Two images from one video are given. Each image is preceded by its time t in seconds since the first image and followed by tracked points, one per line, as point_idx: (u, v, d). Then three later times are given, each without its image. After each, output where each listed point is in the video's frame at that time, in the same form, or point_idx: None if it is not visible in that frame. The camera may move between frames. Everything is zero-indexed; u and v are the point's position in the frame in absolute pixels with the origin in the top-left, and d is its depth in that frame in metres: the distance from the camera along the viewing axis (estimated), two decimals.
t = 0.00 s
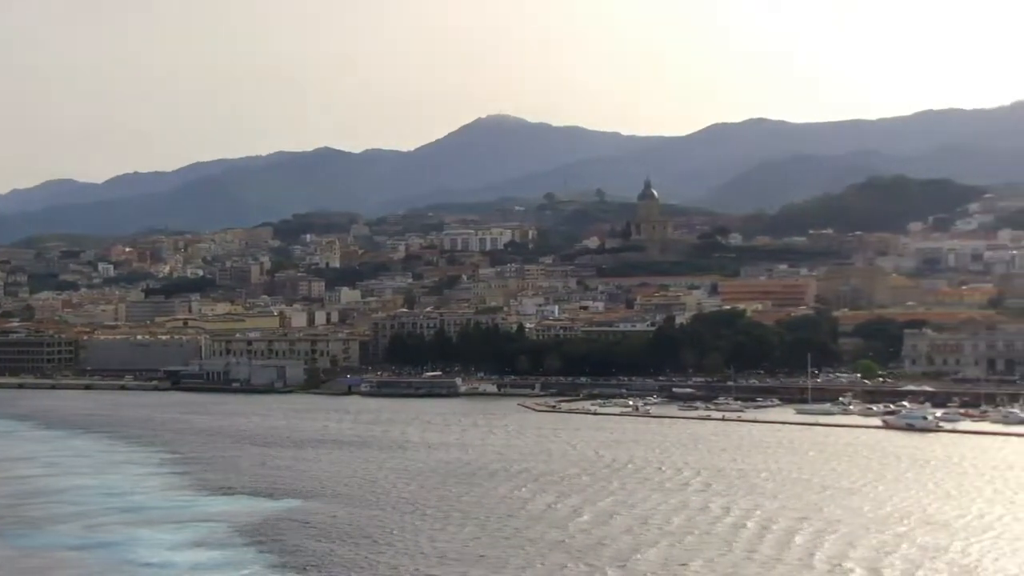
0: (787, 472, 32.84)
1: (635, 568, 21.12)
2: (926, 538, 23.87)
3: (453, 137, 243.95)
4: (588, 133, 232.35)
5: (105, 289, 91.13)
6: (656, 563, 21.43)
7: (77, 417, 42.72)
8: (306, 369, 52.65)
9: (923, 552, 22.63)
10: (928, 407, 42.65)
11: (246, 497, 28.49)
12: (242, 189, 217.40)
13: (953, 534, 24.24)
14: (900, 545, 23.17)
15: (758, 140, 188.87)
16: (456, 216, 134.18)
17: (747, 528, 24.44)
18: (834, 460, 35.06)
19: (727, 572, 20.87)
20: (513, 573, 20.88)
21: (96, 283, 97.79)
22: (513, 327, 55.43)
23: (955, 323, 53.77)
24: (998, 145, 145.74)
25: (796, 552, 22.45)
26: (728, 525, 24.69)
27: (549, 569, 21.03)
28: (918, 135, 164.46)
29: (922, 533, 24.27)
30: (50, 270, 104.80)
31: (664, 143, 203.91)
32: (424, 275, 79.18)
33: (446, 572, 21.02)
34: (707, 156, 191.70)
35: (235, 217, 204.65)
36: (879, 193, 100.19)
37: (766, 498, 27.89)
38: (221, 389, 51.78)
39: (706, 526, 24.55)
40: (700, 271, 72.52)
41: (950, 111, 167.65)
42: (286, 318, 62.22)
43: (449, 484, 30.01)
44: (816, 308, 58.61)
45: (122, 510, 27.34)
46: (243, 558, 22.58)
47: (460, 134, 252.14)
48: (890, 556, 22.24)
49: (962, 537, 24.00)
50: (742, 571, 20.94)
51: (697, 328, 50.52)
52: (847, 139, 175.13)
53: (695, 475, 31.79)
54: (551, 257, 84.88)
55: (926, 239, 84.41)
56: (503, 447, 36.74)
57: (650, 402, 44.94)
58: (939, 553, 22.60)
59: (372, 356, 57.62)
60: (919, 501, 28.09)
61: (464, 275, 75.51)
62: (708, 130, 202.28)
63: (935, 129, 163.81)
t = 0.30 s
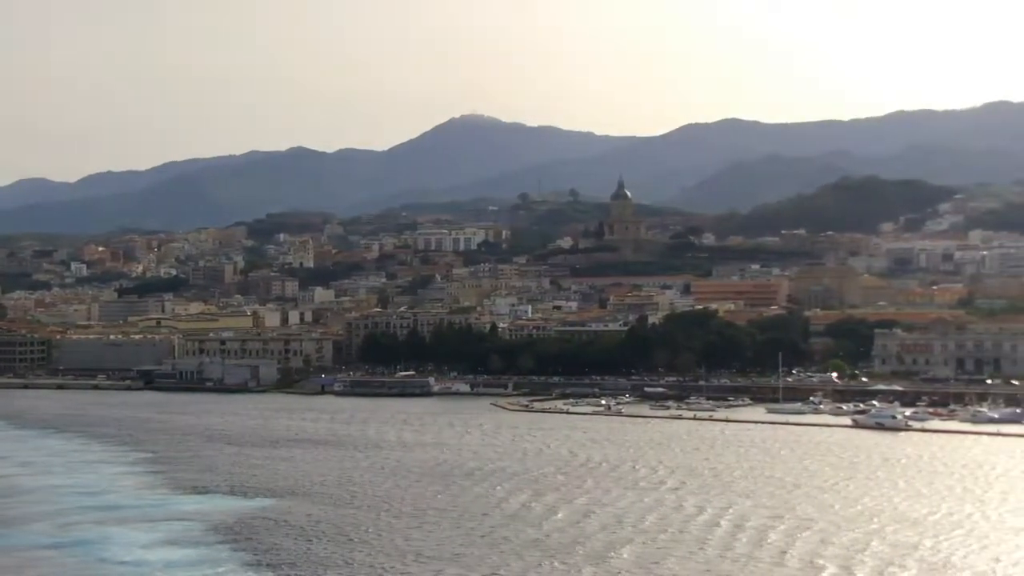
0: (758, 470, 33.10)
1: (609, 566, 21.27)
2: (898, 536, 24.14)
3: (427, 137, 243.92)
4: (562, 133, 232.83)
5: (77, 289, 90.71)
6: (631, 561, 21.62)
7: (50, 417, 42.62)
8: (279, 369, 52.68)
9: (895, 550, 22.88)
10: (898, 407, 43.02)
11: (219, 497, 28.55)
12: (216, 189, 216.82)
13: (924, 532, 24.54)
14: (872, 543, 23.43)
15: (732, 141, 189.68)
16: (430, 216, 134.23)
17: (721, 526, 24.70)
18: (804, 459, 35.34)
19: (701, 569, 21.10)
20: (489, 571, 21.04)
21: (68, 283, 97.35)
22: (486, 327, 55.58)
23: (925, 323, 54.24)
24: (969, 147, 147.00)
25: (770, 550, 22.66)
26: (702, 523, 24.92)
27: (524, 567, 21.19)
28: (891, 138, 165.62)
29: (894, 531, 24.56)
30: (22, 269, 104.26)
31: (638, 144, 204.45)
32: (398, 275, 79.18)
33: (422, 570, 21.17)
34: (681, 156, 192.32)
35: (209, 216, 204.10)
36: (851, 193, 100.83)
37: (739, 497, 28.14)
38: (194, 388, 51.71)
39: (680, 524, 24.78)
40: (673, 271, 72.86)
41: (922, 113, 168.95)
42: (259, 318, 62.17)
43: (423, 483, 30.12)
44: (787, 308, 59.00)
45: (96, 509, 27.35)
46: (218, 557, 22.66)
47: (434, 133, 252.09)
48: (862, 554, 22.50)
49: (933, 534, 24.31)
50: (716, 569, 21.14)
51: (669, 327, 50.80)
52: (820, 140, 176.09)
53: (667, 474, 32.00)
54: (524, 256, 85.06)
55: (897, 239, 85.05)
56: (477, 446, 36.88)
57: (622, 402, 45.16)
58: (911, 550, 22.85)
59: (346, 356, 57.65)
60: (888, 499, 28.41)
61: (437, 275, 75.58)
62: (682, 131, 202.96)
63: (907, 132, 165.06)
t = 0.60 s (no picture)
0: (727, 469, 33.44)
1: (580, 565, 21.49)
2: (865, 533, 24.47)
3: (400, 137, 243.85)
4: (535, 133, 233.26)
5: (48, 289, 90.42)
6: (603, 560, 21.83)
7: (20, 419, 42.58)
8: (251, 370, 52.79)
9: (862, 547, 23.19)
10: (865, 406, 43.44)
11: (190, 497, 28.69)
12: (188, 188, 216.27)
13: (891, 530, 24.86)
14: (839, 540, 23.74)
15: (704, 142, 190.47)
16: (403, 216, 134.23)
17: (692, 524, 24.94)
18: (773, 458, 35.71)
19: (671, 568, 21.30)
20: (461, 570, 21.21)
21: (39, 283, 96.98)
22: (458, 328, 55.78)
23: (894, 323, 54.74)
24: (939, 149, 148.16)
25: (739, 547, 22.93)
26: (672, 522, 25.17)
27: (497, 567, 21.34)
28: (861, 140, 166.76)
29: (862, 529, 24.86)
30: None
31: (610, 145, 205.02)
32: (370, 276, 79.42)
33: (394, 569, 21.34)
34: (653, 158, 192.93)
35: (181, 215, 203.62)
36: (821, 194, 101.49)
37: (708, 496, 28.44)
38: (165, 389, 51.67)
39: (651, 523, 25.01)
40: (645, 272, 73.20)
41: (892, 116, 170.16)
42: (231, 319, 62.15)
43: (394, 483, 30.33)
44: (757, 309, 59.45)
45: (67, 510, 27.43)
46: (187, 557, 22.79)
47: (407, 133, 252.05)
48: (830, 551, 22.81)
49: (902, 532, 24.63)
50: (686, 566, 21.40)
51: (641, 327, 51.07)
52: (791, 141, 177.02)
53: (637, 473, 32.28)
54: (496, 257, 85.25)
55: (866, 240, 85.79)
56: (448, 446, 37.08)
57: (592, 402, 45.44)
58: (879, 547, 23.16)
59: (318, 356, 57.74)
60: (854, 497, 28.78)
61: (410, 276, 75.70)
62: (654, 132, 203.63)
63: (878, 134, 166.22)
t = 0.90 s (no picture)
0: (694, 471, 33.70)
1: (551, 565, 21.71)
2: (831, 533, 24.79)
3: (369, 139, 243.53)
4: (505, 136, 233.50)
5: (14, 292, 89.83)
6: (572, 561, 22.03)
7: None
8: (219, 373, 52.75)
9: (829, 547, 23.53)
10: (830, 408, 43.80)
11: (158, 499, 28.71)
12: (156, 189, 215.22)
13: (857, 530, 25.18)
14: (807, 541, 24.06)
15: (673, 145, 191.22)
16: (372, 218, 134.02)
17: (659, 525, 25.20)
18: (739, 460, 36.00)
19: (640, 568, 21.53)
20: (430, 571, 21.37)
21: (5, 285, 96.32)
22: (426, 331, 55.89)
23: (859, 326, 55.23)
24: (905, 153, 149.41)
25: (709, 548, 23.22)
26: (640, 523, 25.42)
27: (466, 568, 21.52)
28: (829, 143, 167.88)
29: (828, 529, 25.17)
30: None
31: (579, 148, 205.47)
32: (339, 278, 79.39)
33: (363, 570, 21.49)
34: (622, 161, 193.51)
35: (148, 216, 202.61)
36: (789, 197, 102.08)
37: (675, 497, 28.70)
38: (132, 392, 51.50)
39: (619, 524, 25.25)
40: (613, 275, 73.49)
41: (858, 120, 171.46)
42: (199, 322, 61.99)
43: (363, 486, 30.43)
44: (725, 311, 59.85)
45: (34, 512, 27.42)
46: (156, 558, 22.86)
47: (376, 134, 251.74)
48: (797, 551, 23.11)
49: (868, 532, 24.95)
50: (655, 567, 21.65)
51: (609, 330, 51.32)
52: (760, 143, 177.93)
53: (605, 476, 32.47)
54: (465, 260, 85.31)
55: (833, 243, 86.42)
56: (417, 449, 37.18)
57: (560, 404, 45.65)
58: (846, 547, 23.51)
59: (286, 359, 57.71)
60: (821, 498, 29.10)
61: (378, 279, 75.68)
62: (622, 135, 204.23)
63: (845, 139, 167.44)
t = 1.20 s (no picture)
0: (665, 477, 33.93)
1: (525, 571, 21.89)
2: (803, 538, 25.07)
3: (343, 145, 243.34)
4: (479, 142, 233.73)
5: None
6: (544, 566, 22.24)
7: None
8: (191, 380, 52.74)
9: (802, 552, 23.78)
10: (801, 414, 44.13)
11: (130, 506, 28.77)
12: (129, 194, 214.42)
13: (825, 535, 25.48)
14: (779, 546, 24.32)
15: (645, 152, 191.79)
16: (345, 225, 133.96)
17: (631, 530, 25.44)
18: (710, 465, 36.26)
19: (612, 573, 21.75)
20: None
21: None
22: (399, 337, 56.00)
23: (830, 332, 55.61)
24: (876, 161, 150.34)
25: (681, 553, 23.40)
26: (612, 528, 25.66)
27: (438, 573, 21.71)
28: (801, 150, 168.81)
29: (797, 534, 25.46)
30: None
31: (552, 155, 205.81)
32: (312, 285, 79.38)
33: None
34: (595, 168, 194.00)
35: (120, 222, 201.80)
36: (761, 204, 102.62)
37: (646, 502, 28.92)
38: (103, 399, 51.40)
39: (590, 529, 25.47)
40: (586, 282, 73.77)
41: (830, 128, 172.43)
42: (171, 328, 61.92)
43: (336, 492, 30.54)
44: (696, 318, 60.17)
45: (6, 519, 27.43)
46: (128, 564, 22.95)
47: (350, 140, 251.58)
48: (769, 556, 23.37)
49: (838, 537, 25.25)
50: (631, 572, 21.84)
51: (580, 337, 51.54)
52: (733, 150, 178.74)
53: (576, 481, 32.67)
54: (438, 266, 85.43)
55: (805, 250, 86.95)
56: (389, 455, 37.31)
57: (531, 410, 45.85)
58: (817, 553, 23.71)
59: (259, 366, 57.72)
60: (792, 504, 29.36)
61: (351, 285, 75.71)
62: (596, 141, 204.75)
63: (817, 146, 168.35)
